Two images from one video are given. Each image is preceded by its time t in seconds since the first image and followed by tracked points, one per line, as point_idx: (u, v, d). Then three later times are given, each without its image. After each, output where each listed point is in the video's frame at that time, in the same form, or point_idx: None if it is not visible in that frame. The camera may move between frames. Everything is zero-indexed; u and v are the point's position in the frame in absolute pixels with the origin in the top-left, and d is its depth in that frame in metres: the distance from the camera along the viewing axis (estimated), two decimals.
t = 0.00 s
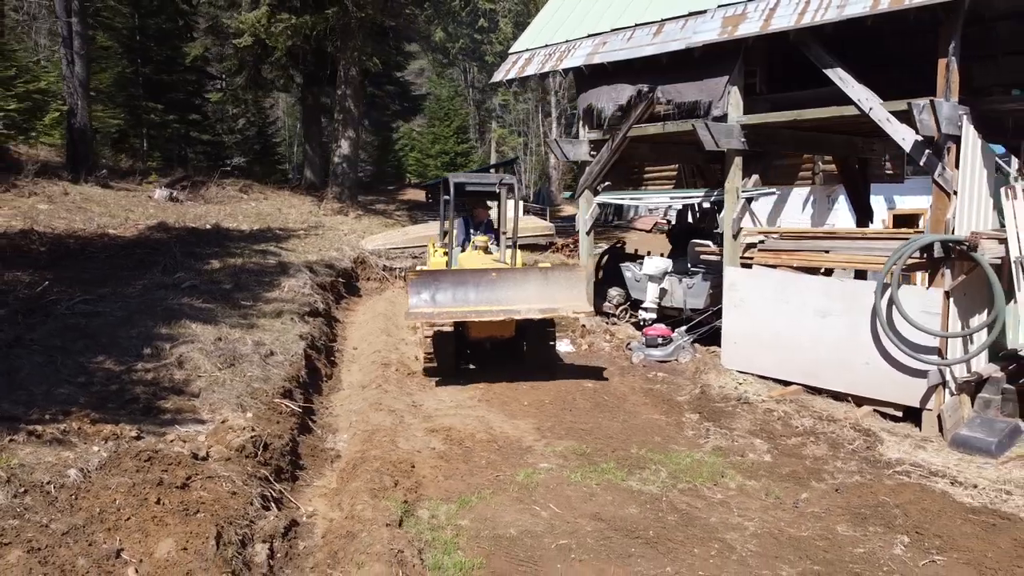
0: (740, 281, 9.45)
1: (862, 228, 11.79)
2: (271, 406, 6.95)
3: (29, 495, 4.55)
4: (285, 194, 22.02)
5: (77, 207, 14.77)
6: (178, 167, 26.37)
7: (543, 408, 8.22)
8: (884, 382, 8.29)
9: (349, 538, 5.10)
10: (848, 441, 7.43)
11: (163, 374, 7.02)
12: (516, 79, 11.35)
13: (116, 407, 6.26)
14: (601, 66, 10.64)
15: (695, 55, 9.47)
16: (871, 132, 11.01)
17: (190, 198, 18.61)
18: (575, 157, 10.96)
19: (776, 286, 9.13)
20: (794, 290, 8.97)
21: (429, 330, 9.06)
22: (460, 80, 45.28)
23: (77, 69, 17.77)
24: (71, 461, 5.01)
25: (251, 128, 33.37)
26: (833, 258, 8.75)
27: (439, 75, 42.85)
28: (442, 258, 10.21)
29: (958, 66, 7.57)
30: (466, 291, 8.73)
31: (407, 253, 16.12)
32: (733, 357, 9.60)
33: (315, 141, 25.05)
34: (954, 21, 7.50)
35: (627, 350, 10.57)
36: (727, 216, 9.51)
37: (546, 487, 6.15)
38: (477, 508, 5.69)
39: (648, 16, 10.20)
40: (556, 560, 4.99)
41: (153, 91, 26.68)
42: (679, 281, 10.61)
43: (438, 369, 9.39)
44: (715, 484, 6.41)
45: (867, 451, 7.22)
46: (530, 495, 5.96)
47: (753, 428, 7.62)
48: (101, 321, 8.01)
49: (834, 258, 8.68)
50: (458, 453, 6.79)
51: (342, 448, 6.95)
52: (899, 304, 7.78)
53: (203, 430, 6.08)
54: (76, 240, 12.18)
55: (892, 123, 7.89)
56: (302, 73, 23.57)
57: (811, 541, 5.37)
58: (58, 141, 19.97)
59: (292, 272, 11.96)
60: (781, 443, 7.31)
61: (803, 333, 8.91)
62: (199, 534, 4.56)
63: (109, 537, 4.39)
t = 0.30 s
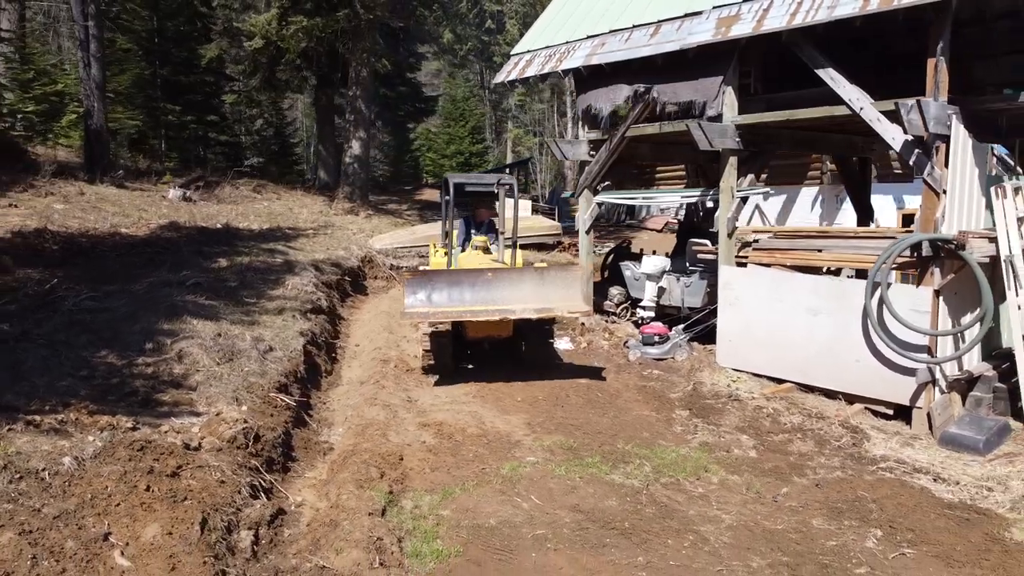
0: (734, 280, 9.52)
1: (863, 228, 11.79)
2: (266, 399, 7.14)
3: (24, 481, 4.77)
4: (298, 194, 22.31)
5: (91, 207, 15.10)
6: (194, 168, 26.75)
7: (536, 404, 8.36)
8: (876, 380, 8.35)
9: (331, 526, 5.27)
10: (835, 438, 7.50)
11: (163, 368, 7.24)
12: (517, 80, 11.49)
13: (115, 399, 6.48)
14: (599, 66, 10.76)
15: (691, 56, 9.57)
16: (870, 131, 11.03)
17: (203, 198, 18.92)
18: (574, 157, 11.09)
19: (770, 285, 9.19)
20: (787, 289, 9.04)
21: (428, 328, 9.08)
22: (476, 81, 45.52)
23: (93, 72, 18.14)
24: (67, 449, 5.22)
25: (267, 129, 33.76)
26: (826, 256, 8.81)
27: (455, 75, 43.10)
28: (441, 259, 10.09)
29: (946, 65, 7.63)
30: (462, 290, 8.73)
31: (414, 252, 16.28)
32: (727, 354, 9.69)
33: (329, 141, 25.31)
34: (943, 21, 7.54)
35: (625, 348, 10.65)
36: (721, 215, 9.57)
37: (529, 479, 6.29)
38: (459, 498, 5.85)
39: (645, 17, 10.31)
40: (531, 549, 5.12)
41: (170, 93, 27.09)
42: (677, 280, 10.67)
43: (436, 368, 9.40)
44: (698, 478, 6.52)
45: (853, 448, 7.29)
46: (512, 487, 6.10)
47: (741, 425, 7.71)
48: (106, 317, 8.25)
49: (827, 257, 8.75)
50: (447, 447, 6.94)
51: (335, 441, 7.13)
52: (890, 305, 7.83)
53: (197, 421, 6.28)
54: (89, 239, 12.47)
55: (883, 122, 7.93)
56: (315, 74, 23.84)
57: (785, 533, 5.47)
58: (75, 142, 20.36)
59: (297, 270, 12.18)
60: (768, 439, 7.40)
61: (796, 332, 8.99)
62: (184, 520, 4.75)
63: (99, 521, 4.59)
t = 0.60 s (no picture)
0: (729, 279, 9.62)
1: (864, 227, 11.82)
2: (263, 392, 7.36)
3: (22, 466, 5.00)
4: (311, 194, 22.61)
5: (107, 206, 15.44)
6: (211, 168, 27.15)
7: (529, 400, 8.52)
8: (867, 378, 8.42)
9: (317, 513, 5.47)
10: (821, 434, 7.59)
11: (164, 361, 7.48)
12: (519, 81, 11.66)
13: (116, 391, 6.73)
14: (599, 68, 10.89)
15: (686, 57, 9.67)
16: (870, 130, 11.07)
17: (217, 197, 19.24)
18: (574, 157, 11.25)
19: (763, 284, 9.28)
20: (780, 288, 9.13)
21: (425, 327, 9.02)
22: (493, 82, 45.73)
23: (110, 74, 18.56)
24: (65, 438, 5.45)
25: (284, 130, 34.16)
26: (818, 256, 8.89)
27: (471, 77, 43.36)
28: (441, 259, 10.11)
29: (935, 66, 7.70)
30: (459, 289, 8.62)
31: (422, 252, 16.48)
32: (721, 352, 9.79)
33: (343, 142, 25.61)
34: (931, 21, 7.61)
35: (623, 346, 10.78)
36: (716, 215, 9.67)
37: (514, 471, 6.45)
38: (443, 489, 6.02)
39: (643, 19, 10.43)
40: (508, 537, 5.29)
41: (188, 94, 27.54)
42: (674, 279, 10.79)
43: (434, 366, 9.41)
44: (680, 472, 6.64)
45: (838, 444, 7.38)
46: (496, 479, 6.27)
47: (729, 421, 7.82)
48: (112, 312, 8.51)
49: (819, 256, 8.84)
50: (437, 440, 7.12)
51: (329, 434, 7.33)
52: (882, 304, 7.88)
53: (193, 413, 6.51)
54: (102, 237, 12.79)
55: (873, 122, 7.99)
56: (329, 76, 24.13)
57: (759, 525, 5.59)
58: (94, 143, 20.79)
59: (303, 268, 12.41)
60: (754, 435, 7.50)
61: (789, 330, 9.07)
62: (172, 505, 4.96)
63: (91, 505, 4.81)
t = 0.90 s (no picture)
0: (724, 278, 9.71)
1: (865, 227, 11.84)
2: (262, 387, 7.58)
3: (22, 454, 5.26)
4: (325, 194, 22.92)
5: (123, 207, 15.80)
6: (229, 168, 27.56)
7: (523, 397, 8.68)
8: (858, 377, 8.49)
9: (303, 502, 5.66)
10: (808, 432, 7.68)
11: (166, 357, 7.73)
12: (521, 83, 11.81)
13: (118, 384, 6.97)
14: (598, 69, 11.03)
15: (683, 58, 9.78)
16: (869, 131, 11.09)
17: (232, 198, 19.59)
18: (574, 158, 11.40)
19: (758, 283, 9.35)
20: (773, 288, 9.20)
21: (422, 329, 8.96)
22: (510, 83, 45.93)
23: (129, 77, 18.99)
24: (65, 428, 5.70)
25: (301, 131, 34.58)
26: (810, 255, 8.96)
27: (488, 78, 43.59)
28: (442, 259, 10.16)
29: (923, 69, 7.75)
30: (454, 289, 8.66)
31: (431, 251, 16.70)
32: (717, 350, 9.88)
33: (357, 143, 25.91)
34: (920, 23, 7.66)
35: (621, 344, 10.90)
36: (712, 215, 9.76)
37: (499, 465, 6.61)
38: (427, 480, 6.20)
39: (642, 21, 10.54)
40: (486, 527, 5.45)
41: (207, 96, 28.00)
42: (673, 278, 10.90)
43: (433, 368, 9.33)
44: (664, 467, 6.77)
45: (825, 441, 7.47)
46: (481, 472, 6.44)
47: (718, 418, 7.93)
48: (120, 309, 8.79)
49: (812, 255, 8.91)
50: (428, 434, 7.30)
51: (324, 428, 7.54)
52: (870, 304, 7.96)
53: (190, 406, 6.74)
54: (116, 237, 13.12)
55: (863, 123, 8.05)
56: (344, 78, 24.43)
57: (735, 518, 5.71)
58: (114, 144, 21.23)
59: (310, 267, 12.66)
60: (742, 432, 7.61)
61: (783, 329, 9.15)
62: (161, 493, 5.18)
63: (85, 491, 5.04)
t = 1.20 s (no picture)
0: (719, 277, 9.82)
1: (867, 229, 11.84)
2: (260, 381, 7.83)
3: (23, 442, 5.52)
4: (339, 194, 23.25)
5: (139, 207, 16.18)
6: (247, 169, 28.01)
7: (517, 393, 8.85)
8: (849, 376, 8.55)
9: (292, 492, 5.88)
10: (795, 429, 7.79)
11: (170, 351, 7.99)
12: (523, 84, 11.98)
13: (121, 377, 7.25)
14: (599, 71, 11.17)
15: (679, 60, 9.88)
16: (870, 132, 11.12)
17: (247, 198, 19.96)
18: (574, 158, 11.55)
19: (751, 282, 9.45)
20: (767, 287, 9.30)
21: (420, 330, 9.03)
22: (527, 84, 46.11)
23: (146, 80, 19.42)
24: (66, 418, 5.97)
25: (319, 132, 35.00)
26: (803, 255, 9.05)
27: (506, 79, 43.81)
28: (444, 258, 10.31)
29: (912, 69, 7.82)
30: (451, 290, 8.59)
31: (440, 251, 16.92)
32: (712, 349, 9.99)
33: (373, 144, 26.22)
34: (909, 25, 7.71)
35: (620, 342, 11.03)
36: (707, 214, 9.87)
37: (486, 458, 6.80)
38: (415, 472, 6.40)
39: (641, 23, 10.66)
40: (466, 517, 5.63)
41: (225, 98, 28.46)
42: (671, 277, 11.07)
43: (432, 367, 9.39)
44: (647, 461, 6.92)
45: (810, 438, 7.57)
46: (467, 464, 6.62)
47: (707, 415, 8.05)
48: (127, 305, 9.08)
49: (804, 254, 9.01)
50: (420, 428, 7.50)
51: (320, 421, 7.77)
52: (859, 304, 8.03)
53: (189, 398, 6.98)
54: (129, 236, 13.47)
55: (853, 124, 8.11)
56: (358, 79, 24.76)
57: (710, 510, 5.85)
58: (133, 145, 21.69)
59: (318, 266, 12.92)
60: (729, 429, 7.73)
61: (776, 328, 9.24)
62: (154, 480, 5.41)
63: (80, 478, 5.29)
